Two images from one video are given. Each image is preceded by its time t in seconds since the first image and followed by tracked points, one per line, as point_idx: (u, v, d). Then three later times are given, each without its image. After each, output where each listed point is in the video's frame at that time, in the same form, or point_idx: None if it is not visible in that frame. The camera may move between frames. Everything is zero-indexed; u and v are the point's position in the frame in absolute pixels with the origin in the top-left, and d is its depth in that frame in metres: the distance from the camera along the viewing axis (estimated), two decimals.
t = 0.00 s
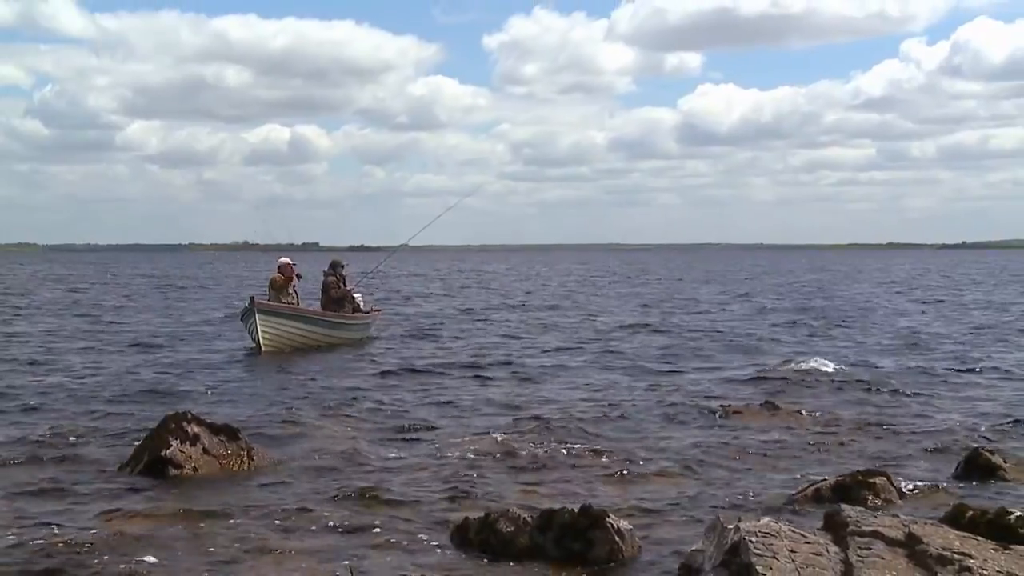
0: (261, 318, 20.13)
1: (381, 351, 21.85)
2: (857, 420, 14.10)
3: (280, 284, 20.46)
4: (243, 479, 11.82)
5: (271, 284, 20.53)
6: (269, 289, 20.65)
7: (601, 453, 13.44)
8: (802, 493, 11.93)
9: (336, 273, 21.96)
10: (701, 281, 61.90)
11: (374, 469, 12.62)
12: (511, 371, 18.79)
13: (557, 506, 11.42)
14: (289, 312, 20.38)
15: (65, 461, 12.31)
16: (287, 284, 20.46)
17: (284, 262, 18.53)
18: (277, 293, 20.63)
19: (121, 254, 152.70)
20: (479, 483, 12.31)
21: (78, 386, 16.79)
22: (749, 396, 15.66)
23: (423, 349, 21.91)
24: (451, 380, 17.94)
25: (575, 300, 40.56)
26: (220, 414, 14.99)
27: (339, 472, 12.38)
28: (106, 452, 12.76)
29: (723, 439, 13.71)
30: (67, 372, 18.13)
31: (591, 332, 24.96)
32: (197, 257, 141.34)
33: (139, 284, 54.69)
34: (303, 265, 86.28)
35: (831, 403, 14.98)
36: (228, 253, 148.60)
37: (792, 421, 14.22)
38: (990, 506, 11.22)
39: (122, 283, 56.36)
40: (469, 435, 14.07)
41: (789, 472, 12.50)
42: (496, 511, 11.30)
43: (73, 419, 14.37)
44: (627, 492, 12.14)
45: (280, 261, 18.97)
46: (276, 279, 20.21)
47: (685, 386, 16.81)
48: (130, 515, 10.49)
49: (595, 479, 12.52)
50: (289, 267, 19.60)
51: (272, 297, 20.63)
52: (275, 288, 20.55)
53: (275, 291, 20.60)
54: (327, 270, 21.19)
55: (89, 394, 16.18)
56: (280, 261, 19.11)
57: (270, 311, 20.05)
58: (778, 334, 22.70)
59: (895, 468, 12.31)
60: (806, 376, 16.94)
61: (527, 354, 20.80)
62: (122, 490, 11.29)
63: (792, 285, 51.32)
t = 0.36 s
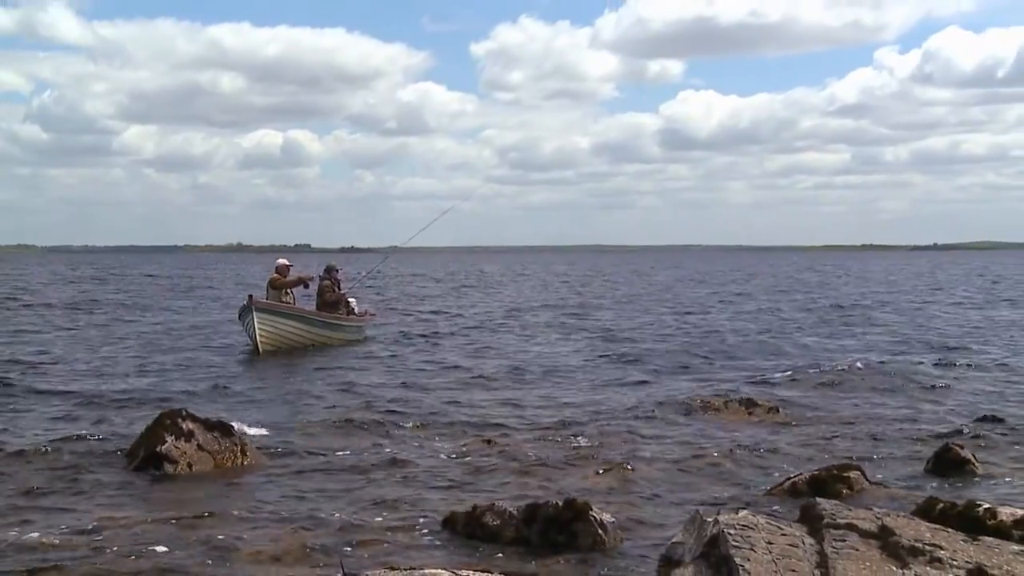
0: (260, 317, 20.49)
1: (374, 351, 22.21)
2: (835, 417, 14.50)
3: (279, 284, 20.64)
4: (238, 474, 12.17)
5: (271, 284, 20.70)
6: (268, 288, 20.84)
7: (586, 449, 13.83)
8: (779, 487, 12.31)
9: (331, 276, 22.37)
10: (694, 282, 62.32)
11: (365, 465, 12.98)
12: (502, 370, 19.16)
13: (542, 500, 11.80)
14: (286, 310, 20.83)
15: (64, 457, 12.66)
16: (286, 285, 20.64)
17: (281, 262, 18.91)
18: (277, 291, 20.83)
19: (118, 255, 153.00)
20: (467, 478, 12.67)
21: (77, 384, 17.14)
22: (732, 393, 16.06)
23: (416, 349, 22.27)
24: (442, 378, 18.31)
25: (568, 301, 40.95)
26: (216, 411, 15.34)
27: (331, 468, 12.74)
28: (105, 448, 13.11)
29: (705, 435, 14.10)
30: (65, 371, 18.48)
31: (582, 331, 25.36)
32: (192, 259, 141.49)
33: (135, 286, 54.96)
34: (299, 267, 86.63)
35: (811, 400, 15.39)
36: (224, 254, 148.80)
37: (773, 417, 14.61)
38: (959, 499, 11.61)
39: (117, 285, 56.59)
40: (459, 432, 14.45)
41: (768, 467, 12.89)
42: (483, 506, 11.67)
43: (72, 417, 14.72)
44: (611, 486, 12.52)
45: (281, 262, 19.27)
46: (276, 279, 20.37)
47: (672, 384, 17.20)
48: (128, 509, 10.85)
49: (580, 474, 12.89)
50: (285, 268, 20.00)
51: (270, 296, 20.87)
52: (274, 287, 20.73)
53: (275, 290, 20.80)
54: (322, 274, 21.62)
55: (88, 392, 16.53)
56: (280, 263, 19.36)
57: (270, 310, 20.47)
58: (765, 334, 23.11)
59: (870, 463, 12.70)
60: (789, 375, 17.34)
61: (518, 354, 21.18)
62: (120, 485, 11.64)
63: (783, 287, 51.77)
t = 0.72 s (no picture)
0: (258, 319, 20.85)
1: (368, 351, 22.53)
2: (816, 415, 14.86)
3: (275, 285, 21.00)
4: (232, 470, 12.50)
5: (267, 284, 21.03)
6: (265, 289, 21.20)
7: (572, 446, 14.19)
8: (757, 482, 12.68)
9: (327, 276, 22.67)
10: (689, 283, 62.78)
11: (356, 461, 13.32)
12: (492, 369, 19.50)
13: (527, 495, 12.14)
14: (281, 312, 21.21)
15: (63, 452, 12.99)
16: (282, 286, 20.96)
17: (277, 264, 19.27)
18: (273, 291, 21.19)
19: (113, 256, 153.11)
20: (455, 474, 13.02)
21: (75, 382, 17.46)
22: (718, 392, 16.42)
23: (409, 349, 22.60)
24: (434, 378, 18.65)
25: (561, 302, 41.32)
26: (212, 409, 15.67)
27: (322, 465, 13.08)
28: (104, 444, 13.44)
29: (689, 432, 14.46)
30: (63, 369, 18.81)
31: (573, 332, 25.72)
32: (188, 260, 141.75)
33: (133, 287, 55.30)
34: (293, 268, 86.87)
35: (793, 399, 15.75)
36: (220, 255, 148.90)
37: (755, 416, 14.99)
38: (930, 492, 12.00)
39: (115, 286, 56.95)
40: (448, 430, 14.78)
41: (748, 463, 13.25)
42: (470, 501, 12.02)
43: (71, 413, 15.05)
44: (595, 482, 12.88)
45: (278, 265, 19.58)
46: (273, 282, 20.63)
47: (658, 383, 17.58)
48: (125, 503, 11.17)
49: (565, 470, 13.24)
50: (281, 271, 20.34)
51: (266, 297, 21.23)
52: (271, 287, 21.07)
53: (271, 290, 21.17)
54: (318, 274, 21.92)
55: (87, 390, 16.85)
56: (277, 266, 19.65)
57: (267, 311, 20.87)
58: (753, 335, 23.47)
59: (847, 458, 13.09)
60: (773, 374, 17.71)
61: (509, 354, 21.52)
62: (117, 479, 11.96)
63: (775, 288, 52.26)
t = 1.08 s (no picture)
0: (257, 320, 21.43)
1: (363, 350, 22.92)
2: (798, 412, 15.29)
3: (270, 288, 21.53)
4: (227, 464, 12.91)
5: (264, 287, 21.60)
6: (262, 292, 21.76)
7: (559, 442, 14.60)
8: (736, 476, 13.11)
9: (325, 274, 23.00)
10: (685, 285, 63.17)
11: (348, 457, 13.73)
12: (485, 369, 19.90)
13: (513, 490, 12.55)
14: (279, 314, 21.73)
15: (65, 448, 13.43)
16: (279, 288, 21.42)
17: (274, 267, 19.66)
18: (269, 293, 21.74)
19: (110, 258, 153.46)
20: (444, 470, 13.41)
21: (76, 381, 17.90)
22: (704, 390, 16.85)
23: (404, 349, 23.00)
24: (427, 377, 19.05)
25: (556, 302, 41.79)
26: (210, 406, 16.10)
27: (316, 460, 13.49)
28: (104, 440, 13.88)
29: (673, 429, 14.88)
30: (65, 369, 19.25)
31: (568, 332, 26.11)
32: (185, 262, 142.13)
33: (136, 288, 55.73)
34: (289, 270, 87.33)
35: (777, 397, 16.19)
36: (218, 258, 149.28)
37: (738, 413, 15.43)
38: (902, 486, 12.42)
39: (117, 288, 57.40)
40: (439, 427, 15.19)
41: (728, 457, 13.68)
42: (457, 495, 12.43)
43: (73, 411, 15.49)
44: (580, 476, 13.30)
45: (273, 268, 19.98)
46: (270, 283, 21.08)
47: (646, 382, 18.00)
48: (123, 496, 11.59)
49: (551, 465, 13.66)
50: (278, 274, 20.72)
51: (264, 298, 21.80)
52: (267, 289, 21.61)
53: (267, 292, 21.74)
54: (316, 272, 22.25)
55: (88, 389, 17.30)
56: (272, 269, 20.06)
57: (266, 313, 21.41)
58: (745, 335, 23.87)
59: (824, 454, 13.51)
60: (759, 373, 18.14)
61: (502, 354, 21.93)
62: (116, 473, 12.39)
63: (771, 290, 52.66)
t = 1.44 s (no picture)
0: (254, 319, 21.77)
1: (357, 349, 23.29)
2: (779, 410, 15.70)
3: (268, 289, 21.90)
4: (221, 461, 13.28)
5: (261, 288, 21.97)
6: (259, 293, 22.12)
7: (545, 439, 15.01)
8: (715, 471, 13.51)
9: (321, 276, 23.48)
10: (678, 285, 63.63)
11: (339, 454, 14.10)
12: (476, 369, 20.28)
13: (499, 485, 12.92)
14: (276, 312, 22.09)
15: (64, 446, 13.79)
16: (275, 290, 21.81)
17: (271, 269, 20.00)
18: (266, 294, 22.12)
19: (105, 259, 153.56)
20: (433, 466, 13.78)
21: (75, 380, 18.26)
22: (689, 389, 17.26)
23: (398, 348, 23.37)
24: (420, 376, 19.43)
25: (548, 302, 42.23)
26: (206, 404, 16.46)
27: (308, 457, 13.86)
28: (102, 438, 14.24)
29: (657, 427, 15.28)
30: (63, 368, 19.61)
31: (560, 333, 26.49)
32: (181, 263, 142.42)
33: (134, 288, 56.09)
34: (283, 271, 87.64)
35: (760, 396, 16.60)
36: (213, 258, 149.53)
37: (721, 411, 15.83)
38: (875, 480, 12.83)
39: (115, 287, 57.73)
40: (429, 425, 15.57)
41: (709, 454, 14.07)
42: (444, 490, 12.80)
43: (72, 409, 15.85)
44: (565, 473, 13.68)
45: (269, 269, 20.35)
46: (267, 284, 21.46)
47: (632, 381, 18.43)
48: (120, 492, 11.94)
49: (537, 462, 14.03)
50: (276, 277, 21.07)
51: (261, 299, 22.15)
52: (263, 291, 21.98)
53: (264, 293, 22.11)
54: (311, 275, 22.74)
55: (87, 388, 17.65)
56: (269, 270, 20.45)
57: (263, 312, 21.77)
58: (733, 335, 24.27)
59: (800, 450, 13.94)
60: (744, 372, 18.54)
61: (494, 354, 22.32)
62: (113, 470, 12.75)
63: (764, 290, 53.12)
